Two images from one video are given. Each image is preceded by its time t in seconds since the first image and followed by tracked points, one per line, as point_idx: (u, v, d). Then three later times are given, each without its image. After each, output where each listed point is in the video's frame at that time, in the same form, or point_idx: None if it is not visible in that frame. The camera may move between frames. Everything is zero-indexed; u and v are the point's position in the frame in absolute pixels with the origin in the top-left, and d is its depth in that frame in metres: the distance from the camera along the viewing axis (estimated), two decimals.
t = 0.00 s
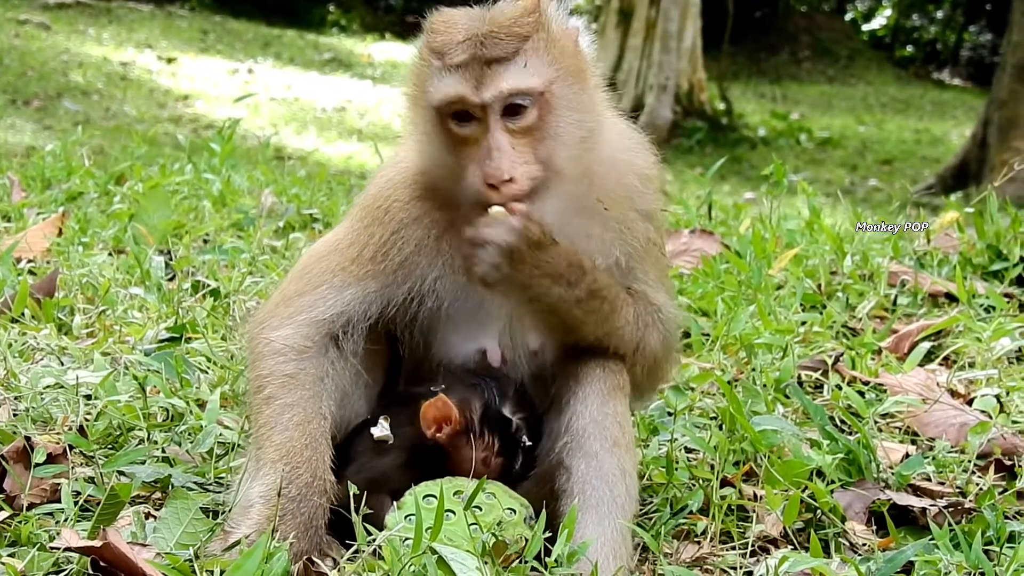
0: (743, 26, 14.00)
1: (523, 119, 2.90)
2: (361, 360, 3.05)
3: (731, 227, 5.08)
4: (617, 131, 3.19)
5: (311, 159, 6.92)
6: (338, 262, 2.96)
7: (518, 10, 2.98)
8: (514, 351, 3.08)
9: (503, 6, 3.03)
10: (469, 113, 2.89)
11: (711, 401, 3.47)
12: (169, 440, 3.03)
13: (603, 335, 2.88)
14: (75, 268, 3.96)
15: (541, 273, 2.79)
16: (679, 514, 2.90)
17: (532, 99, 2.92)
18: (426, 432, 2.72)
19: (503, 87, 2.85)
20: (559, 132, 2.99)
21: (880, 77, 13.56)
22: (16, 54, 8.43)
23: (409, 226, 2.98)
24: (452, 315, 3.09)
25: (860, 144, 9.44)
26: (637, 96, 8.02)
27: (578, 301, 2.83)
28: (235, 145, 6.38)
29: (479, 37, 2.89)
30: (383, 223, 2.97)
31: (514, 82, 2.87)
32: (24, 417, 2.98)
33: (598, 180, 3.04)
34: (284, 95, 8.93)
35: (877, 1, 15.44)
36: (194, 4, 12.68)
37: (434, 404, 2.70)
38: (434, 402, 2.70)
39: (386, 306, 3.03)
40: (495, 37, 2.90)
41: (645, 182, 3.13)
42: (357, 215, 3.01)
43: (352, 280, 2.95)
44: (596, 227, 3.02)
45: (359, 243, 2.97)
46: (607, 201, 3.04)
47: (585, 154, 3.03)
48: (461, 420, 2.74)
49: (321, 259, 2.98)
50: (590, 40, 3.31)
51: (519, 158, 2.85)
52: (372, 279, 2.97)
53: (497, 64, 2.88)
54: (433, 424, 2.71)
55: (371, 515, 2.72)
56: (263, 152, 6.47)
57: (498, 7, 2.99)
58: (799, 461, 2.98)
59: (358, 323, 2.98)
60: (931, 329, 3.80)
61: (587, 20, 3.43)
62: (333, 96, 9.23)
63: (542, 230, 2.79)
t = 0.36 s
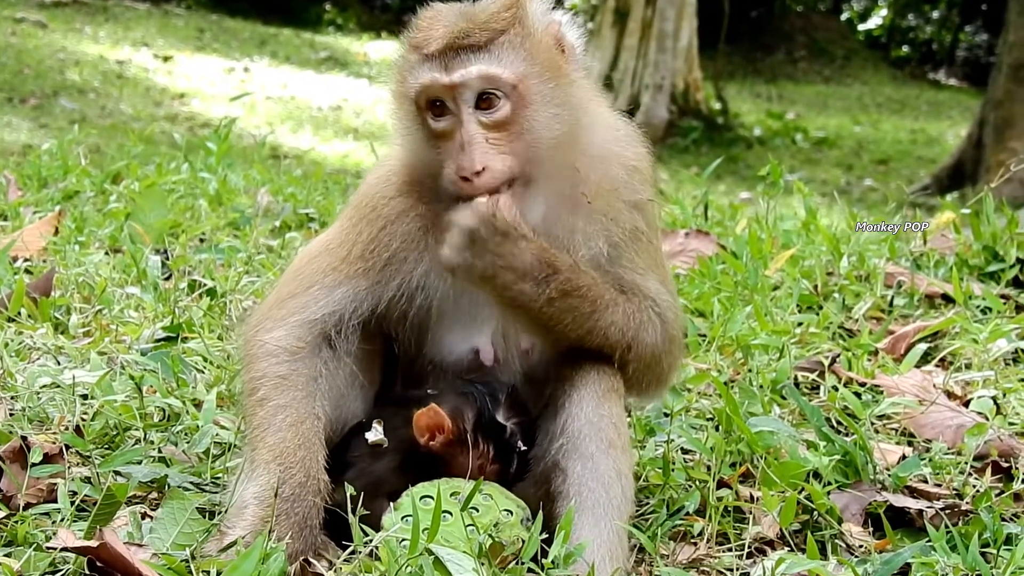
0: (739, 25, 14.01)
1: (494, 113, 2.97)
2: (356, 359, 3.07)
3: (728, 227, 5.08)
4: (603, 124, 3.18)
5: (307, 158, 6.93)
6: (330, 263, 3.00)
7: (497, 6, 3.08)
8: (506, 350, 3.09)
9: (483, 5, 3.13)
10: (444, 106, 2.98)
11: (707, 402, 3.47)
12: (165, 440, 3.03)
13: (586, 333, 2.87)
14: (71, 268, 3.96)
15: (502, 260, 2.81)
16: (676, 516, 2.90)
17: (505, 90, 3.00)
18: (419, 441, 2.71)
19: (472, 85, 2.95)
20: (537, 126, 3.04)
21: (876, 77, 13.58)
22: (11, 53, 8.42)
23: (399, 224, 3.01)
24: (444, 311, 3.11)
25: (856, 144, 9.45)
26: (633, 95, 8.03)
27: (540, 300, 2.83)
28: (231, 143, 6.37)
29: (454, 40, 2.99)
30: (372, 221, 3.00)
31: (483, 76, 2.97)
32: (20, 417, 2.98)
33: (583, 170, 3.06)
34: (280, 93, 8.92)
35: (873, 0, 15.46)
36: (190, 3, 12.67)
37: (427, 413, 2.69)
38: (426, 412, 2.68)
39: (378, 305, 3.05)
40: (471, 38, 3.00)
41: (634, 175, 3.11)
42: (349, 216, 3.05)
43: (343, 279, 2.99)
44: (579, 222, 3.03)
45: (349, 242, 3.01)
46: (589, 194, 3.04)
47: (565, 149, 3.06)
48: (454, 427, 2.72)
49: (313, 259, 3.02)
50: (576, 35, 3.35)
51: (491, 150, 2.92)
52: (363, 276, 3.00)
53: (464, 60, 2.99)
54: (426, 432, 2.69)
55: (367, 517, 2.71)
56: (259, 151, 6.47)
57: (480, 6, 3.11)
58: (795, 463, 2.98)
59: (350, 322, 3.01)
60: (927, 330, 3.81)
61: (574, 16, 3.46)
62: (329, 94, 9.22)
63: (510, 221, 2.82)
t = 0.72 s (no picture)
0: (737, 27, 14.02)
1: (489, 110, 2.97)
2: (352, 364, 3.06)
3: (725, 229, 5.08)
4: (601, 134, 3.19)
5: (304, 160, 6.93)
6: (326, 266, 2.99)
7: (501, 9, 3.09)
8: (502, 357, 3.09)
9: (486, 7, 3.14)
10: (441, 100, 2.98)
11: (705, 405, 3.47)
12: (163, 443, 3.03)
13: (581, 331, 2.87)
14: (69, 270, 3.96)
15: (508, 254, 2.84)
16: (673, 518, 2.90)
17: (502, 89, 3.00)
18: (420, 434, 2.71)
19: (471, 79, 2.95)
20: (532, 130, 3.06)
21: (873, 79, 13.59)
22: (9, 55, 8.42)
23: (394, 226, 3.00)
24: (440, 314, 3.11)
25: (853, 146, 9.46)
26: (631, 98, 8.03)
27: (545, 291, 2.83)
28: (228, 146, 6.38)
29: (454, 36, 3.00)
30: (367, 224, 3.00)
31: (484, 73, 2.97)
32: (18, 420, 2.98)
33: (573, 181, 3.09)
34: (277, 96, 8.92)
35: (871, 3, 15.46)
36: (187, 6, 12.69)
37: (427, 406, 2.68)
38: (427, 404, 2.67)
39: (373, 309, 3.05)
40: (472, 36, 3.01)
41: (632, 187, 3.11)
42: (344, 218, 3.05)
43: (337, 282, 2.98)
44: (574, 230, 3.05)
45: (344, 245, 3.01)
46: (584, 206, 3.06)
47: (559, 156, 3.09)
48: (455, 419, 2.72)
49: (308, 264, 3.02)
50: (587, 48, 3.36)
51: (484, 150, 2.93)
52: (357, 279, 2.99)
53: (463, 57, 3.00)
54: (426, 425, 2.69)
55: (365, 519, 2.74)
56: (257, 154, 6.47)
57: (482, 7, 3.12)
58: (793, 465, 2.98)
59: (345, 325, 3.00)
60: (925, 332, 3.81)
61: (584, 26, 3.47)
62: (327, 97, 9.22)
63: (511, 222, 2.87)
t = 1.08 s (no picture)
0: (735, 30, 14.03)
1: (528, 107, 3.00)
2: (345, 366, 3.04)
3: (723, 232, 5.09)
4: (604, 142, 3.22)
5: (302, 165, 6.93)
6: (322, 268, 2.95)
7: (533, 12, 3.15)
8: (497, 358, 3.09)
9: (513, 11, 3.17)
10: (476, 93, 2.99)
11: (703, 407, 3.46)
12: (161, 446, 3.02)
13: (589, 329, 2.90)
14: (67, 274, 3.96)
15: (533, 248, 2.88)
16: (671, 520, 2.90)
17: (540, 87, 3.04)
18: (416, 402, 2.80)
19: (513, 77, 2.97)
20: (561, 130, 3.09)
21: (871, 82, 13.61)
22: (7, 60, 8.42)
23: (393, 226, 2.99)
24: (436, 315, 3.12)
25: (852, 149, 9.47)
26: (629, 101, 8.03)
27: (563, 285, 2.87)
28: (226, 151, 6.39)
29: (493, 32, 3.03)
30: (368, 224, 2.98)
31: (525, 70, 2.99)
32: (15, 424, 2.98)
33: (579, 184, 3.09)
34: (276, 100, 8.93)
35: (869, 5, 15.48)
36: (185, 10, 12.71)
37: (420, 372, 2.79)
38: (420, 369, 2.78)
39: (369, 311, 3.03)
40: (514, 34, 3.05)
41: (628, 195, 3.16)
42: (340, 218, 3.03)
43: (334, 285, 2.94)
44: (572, 235, 3.08)
45: (342, 246, 2.97)
46: (584, 212, 3.07)
47: (581, 161, 3.11)
48: (450, 381, 2.81)
49: (304, 266, 2.97)
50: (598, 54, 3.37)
51: (519, 143, 2.92)
52: (354, 282, 2.96)
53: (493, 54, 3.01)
54: (421, 392, 2.79)
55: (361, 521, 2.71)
56: (254, 158, 6.48)
57: (511, 10, 3.16)
58: (790, 466, 2.98)
59: (342, 329, 2.97)
60: (922, 335, 3.82)
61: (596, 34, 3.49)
62: (325, 101, 9.23)
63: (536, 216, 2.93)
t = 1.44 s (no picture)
0: (732, 30, 14.04)
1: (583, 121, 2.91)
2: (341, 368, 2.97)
3: (720, 232, 5.09)
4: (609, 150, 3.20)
5: (300, 166, 6.92)
6: (312, 270, 2.90)
7: (563, 24, 3.02)
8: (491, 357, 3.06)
9: (548, 19, 3.05)
10: (544, 104, 2.87)
11: (701, 408, 3.46)
12: (159, 448, 3.01)
13: (614, 329, 3.00)
14: (64, 275, 3.95)
15: (591, 247, 2.89)
16: (669, 521, 2.90)
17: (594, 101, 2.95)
18: (365, 379, 2.78)
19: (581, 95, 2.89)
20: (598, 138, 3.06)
21: (868, 83, 13.62)
22: (3, 62, 8.42)
23: (392, 226, 2.93)
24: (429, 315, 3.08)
25: (849, 150, 9.48)
26: (626, 102, 8.03)
27: (608, 285, 2.93)
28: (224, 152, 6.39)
29: (559, 45, 2.92)
30: (366, 226, 2.91)
31: (592, 90, 2.92)
32: (13, 425, 2.98)
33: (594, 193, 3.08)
34: (273, 101, 8.92)
35: (865, 6, 15.49)
36: (182, 11, 12.71)
37: (363, 349, 2.76)
38: (363, 347, 2.76)
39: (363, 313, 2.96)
40: (575, 48, 2.94)
41: (625, 212, 3.18)
42: (335, 216, 2.97)
43: (326, 287, 2.88)
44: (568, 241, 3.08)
45: (334, 246, 2.91)
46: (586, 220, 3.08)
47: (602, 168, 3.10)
48: (391, 351, 2.77)
49: (295, 268, 2.93)
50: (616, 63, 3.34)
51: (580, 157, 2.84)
52: (347, 282, 2.89)
53: (532, 65, 2.91)
54: (368, 367, 2.76)
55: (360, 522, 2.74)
56: (251, 160, 6.48)
57: (547, 19, 3.04)
58: (789, 467, 2.98)
59: (337, 332, 2.90)
60: (920, 335, 3.82)
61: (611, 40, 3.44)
62: (322, 102, 9.23)
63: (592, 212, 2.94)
